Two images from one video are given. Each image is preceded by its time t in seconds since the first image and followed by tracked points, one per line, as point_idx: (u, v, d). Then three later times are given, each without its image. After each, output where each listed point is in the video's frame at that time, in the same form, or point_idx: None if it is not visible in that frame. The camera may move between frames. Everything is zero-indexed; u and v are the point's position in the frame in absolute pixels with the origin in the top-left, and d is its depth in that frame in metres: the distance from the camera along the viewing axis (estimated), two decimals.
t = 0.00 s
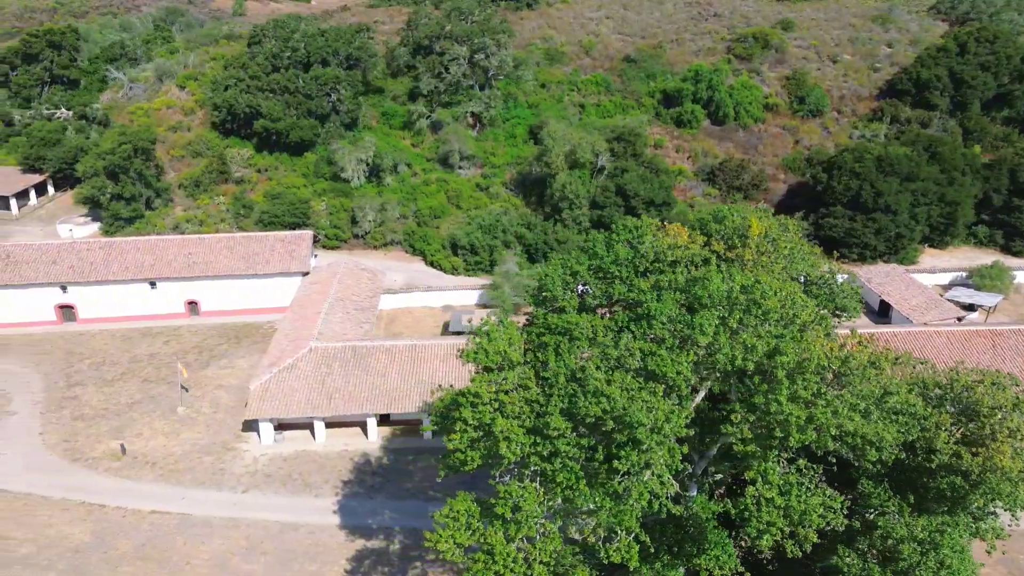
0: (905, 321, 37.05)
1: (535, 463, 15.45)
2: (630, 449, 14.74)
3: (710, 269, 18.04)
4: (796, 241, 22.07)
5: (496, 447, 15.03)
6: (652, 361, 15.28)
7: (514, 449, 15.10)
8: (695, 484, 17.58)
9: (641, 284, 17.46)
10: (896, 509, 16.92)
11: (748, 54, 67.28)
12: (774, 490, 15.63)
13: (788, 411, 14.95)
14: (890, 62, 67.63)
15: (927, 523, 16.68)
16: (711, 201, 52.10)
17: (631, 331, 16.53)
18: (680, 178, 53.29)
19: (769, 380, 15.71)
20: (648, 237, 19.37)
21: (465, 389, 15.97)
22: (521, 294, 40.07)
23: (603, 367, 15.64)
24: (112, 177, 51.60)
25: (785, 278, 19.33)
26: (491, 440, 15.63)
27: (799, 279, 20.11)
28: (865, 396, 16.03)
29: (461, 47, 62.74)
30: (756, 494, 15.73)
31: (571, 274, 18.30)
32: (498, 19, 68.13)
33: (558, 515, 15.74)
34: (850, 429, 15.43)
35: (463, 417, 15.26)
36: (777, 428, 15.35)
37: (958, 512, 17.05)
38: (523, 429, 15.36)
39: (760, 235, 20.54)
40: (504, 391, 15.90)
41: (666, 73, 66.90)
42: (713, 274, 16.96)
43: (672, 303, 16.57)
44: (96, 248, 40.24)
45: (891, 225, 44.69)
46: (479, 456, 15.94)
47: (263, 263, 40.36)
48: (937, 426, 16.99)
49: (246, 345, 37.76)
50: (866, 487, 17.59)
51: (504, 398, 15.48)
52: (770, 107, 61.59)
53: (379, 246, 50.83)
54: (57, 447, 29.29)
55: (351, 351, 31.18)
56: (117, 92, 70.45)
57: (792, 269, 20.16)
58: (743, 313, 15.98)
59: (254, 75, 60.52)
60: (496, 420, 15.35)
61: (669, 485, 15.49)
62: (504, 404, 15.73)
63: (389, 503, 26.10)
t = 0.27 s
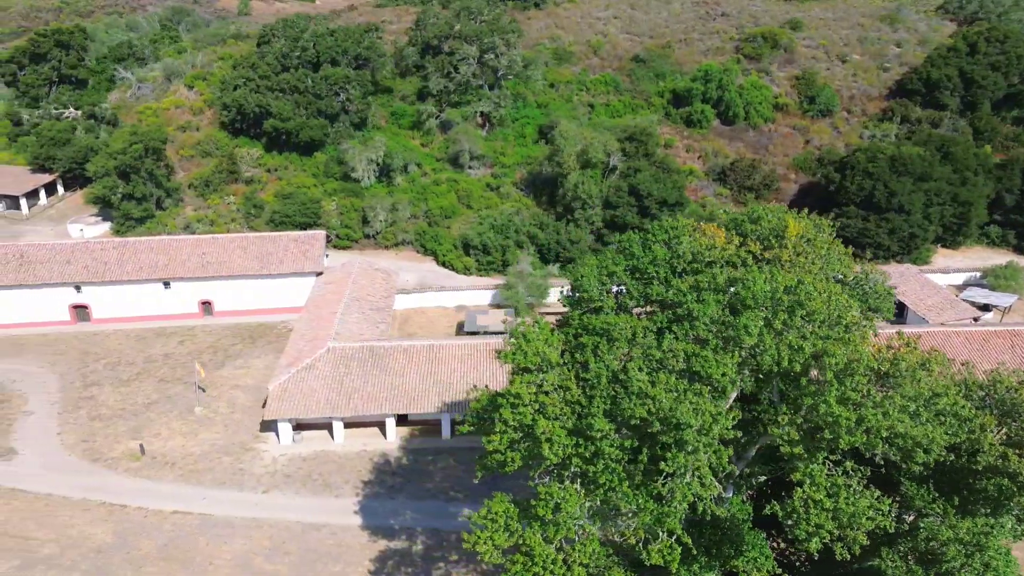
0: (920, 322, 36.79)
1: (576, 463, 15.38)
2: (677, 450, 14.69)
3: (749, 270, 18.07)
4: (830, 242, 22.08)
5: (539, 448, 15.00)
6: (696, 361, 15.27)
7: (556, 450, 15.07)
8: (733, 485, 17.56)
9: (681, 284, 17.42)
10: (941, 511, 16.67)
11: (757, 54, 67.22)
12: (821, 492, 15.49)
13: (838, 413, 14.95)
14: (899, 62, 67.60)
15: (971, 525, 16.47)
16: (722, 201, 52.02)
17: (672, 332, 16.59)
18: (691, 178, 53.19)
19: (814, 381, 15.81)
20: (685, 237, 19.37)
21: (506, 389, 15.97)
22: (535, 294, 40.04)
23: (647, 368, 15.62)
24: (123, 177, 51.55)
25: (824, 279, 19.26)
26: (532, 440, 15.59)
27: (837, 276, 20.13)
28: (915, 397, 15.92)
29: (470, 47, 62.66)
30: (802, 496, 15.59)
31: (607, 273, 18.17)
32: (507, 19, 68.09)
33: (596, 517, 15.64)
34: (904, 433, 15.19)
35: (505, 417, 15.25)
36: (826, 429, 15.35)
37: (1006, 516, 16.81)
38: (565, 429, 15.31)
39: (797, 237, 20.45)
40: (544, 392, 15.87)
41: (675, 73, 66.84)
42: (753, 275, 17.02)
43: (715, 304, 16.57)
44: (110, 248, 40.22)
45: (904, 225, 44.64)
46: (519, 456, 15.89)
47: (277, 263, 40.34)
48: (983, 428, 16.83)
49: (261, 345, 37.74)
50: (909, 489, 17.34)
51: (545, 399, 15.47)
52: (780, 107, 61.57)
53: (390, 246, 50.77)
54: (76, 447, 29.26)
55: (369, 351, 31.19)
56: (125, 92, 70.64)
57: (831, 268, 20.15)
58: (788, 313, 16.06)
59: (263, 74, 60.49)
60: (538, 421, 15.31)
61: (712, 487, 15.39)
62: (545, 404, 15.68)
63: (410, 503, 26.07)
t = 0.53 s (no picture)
0: (938, 322, 36.67)
1: (621, 465, 15.29)
2: (729, 452, 14.65)
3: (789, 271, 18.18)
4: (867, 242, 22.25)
5: (585, 449, 14.88)
6: (744, 361, 15.30)
7: (602, 452, 14.93)
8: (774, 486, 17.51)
9: (726, 284, 17.32)
10: (989, 514, 16.21)
11: (766, 53, 67.15)
12: (873, 494, 15.28)
13: (892, 415, 14.99)
14: (909, 62, 67.59)
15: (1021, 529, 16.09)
16: (734, 200, 51.94)
17: (716, 333, 16.66)
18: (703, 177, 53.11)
19: (860, 382, 16.03)
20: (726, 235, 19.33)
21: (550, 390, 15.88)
22: (550, 294, 39.99)
23: (694, 369, 15.59)
24: (135, 177, 51.49)
25: (866, 276, 19.36)
26: (576, 441, 15.49)
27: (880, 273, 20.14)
28: (965, 400, 15.97)
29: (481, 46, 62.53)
30: (853, 499, 15.38)
31: (646, 274, 18.18)
32: (517, 19, 68.02)
33: (638, 520, 15.46)
34: (960, 436, 14.99)
35: (549, 419, 15.18)
36: (882, 432, 15.36)
37: None
38: (610, 430, 15.22)
39: (838, 235, 20.93)
40: (588, 393, 15.84)
41: (684, 73, 66.76)
42: (797, 276, 17.15)
43: (762, 305, 16.54)
44: (125, 247, 40.16)
45: (918, 225, 44.55)
46: (561, 458, 15.78)
47: (292, 262, 40.29)
48: None
49: (276, 345, 37.70)
50: (958, 492, 16.94)
51: (590, 400, 15.39)
52: (790, 107, 61.54)
53: (402, 245, 50.70)
54: (96, 448, 29.21)
55: (388, 352, 31.13)
56: (133, 92, 70.51)
57: (872, 264, 20.20)
58: (836, 313, 16.27)
59: (274, 74, 60.46)
60: (583, 422, 15.23)
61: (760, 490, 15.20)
62: (589, 405, 15.56)
63: (433, 504, 26.02)
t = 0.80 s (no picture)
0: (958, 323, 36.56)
1: (671, 467, 15.25)
2: (784, 454, 14.59)
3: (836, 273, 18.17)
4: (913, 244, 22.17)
5: (636, 451, 14.85)
6: (796, 363, 15.27)
7: (652, 454, 14.88)
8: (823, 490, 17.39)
9: (774, 285, 17.25)
10: None
11: (777, 53, 67.10)
12: (930, 497, 15.17)
13: (953, 417, 14.89)
14: (919, 61, 67.55)
15: None
16: (748, 200, 51.86)
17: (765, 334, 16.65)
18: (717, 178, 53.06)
19: (917, 384, 15.95)
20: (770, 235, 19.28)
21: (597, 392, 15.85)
22: (567, 294, 39.91)
23: (745, 371, 15.54)
24: (148, 177, 51.44)
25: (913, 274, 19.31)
26: (625, 443, 15.45)
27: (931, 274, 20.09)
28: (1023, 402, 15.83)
29: (492, 46, 62.47)
30: (912, 502, 15.30)
31: (689, 274, 18.16)
32: (527, 18, 67.98)
33: (688, 523, 15.38)
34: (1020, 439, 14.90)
35: (598, 420, 15.17)
36: (941, 435, 15.25)
37: None
38: (660, 433, 15.16)
39: (883, 236, 21.05)
40: (635, 395, 15.81)
41: (695, 73, 66.67)
42: (847, 277, 17.14)
43: (813, 306, 16.50)
44: (141, 248, 40.12)
45: (934, 225, 44.47)
46: (608, 460, 15.70)
47: (308, 263, 40.27)
48: None
49: (294, 346, 37.68)
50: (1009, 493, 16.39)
51: (639, 403, 15.35)
52: (802, 107, 61.48)
53: (415, 245, 50.59)
54: (118, 448, 29.18)
55: (409, 352, 31.02)
56: (143, 92, 70.50)
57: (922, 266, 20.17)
58: (890, 315, 16.24)
59: (285, 74, 60.46)
60: (633, 425, 15.17)
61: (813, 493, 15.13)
62: (638, 407, 15.53)
63: (458, 505, 25.97)
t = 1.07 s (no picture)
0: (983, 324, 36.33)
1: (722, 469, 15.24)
2: (844, 457, 14.58)
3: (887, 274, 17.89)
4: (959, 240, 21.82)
5: (691, 454, 14.78)
6: (853, 365, 15.14)
7: (706, 458, 14.83)
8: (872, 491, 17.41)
9: (825, 284, 16.85)
10: None
11: (788, 53, 67.03)
12: (990, 499, 15.26)
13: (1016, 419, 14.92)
14: (931, 61, 67.42)
15: None
16: (762, 200, 51.74)
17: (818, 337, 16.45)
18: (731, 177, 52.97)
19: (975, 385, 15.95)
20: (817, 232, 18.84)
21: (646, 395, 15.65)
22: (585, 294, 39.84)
23: (802, 373, 15.38)
24: (162, 177, 51.40)
25: (964, 274, 19.04)
26: (677, 445, 15.37)
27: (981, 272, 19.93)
28: None
29: (504, 46, 62.43)
30: (975, 503, 15.38)
31: (735, 275, 17.39)
32: (539, 18, 67.91)
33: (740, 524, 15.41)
34: None
35: (649, 424, 15.05)
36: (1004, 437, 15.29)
37: None
38: (713, 436, 15.09)
39: (931, 237, 20.50)
40: (686, 397, 15.66)
41: (707, 72, 66.56)
42: (902, 278, 16.94)
43: (866, 307, 16.34)
44: (158, 248, 40.07)
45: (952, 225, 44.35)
46: (657, 462, 15.63)
47: (325, 263, 40.22)
48: None
49: (312, 346, 37.65)
50: None
51: (692, 406, 15.19)
52: (815, 107, 61.41)
53: (429, 246, 50.47)
54: (142, 448, 29.17)
55: (432, 353, 30.95)
56: (153, 92, 70.47)
57: (971, 264, 19.96)
58: (947, 316, 16.18)
59: (298, 74, 60.44)
60: (687, 428, 15.07)
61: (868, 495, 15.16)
62: (690, 411, 15.39)
63: (484, 505, 25.91)
